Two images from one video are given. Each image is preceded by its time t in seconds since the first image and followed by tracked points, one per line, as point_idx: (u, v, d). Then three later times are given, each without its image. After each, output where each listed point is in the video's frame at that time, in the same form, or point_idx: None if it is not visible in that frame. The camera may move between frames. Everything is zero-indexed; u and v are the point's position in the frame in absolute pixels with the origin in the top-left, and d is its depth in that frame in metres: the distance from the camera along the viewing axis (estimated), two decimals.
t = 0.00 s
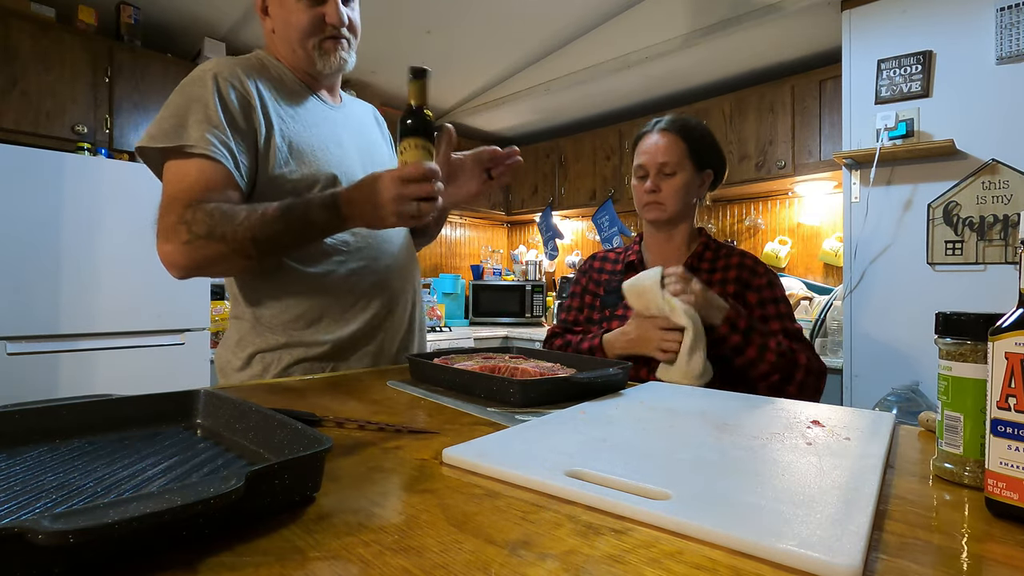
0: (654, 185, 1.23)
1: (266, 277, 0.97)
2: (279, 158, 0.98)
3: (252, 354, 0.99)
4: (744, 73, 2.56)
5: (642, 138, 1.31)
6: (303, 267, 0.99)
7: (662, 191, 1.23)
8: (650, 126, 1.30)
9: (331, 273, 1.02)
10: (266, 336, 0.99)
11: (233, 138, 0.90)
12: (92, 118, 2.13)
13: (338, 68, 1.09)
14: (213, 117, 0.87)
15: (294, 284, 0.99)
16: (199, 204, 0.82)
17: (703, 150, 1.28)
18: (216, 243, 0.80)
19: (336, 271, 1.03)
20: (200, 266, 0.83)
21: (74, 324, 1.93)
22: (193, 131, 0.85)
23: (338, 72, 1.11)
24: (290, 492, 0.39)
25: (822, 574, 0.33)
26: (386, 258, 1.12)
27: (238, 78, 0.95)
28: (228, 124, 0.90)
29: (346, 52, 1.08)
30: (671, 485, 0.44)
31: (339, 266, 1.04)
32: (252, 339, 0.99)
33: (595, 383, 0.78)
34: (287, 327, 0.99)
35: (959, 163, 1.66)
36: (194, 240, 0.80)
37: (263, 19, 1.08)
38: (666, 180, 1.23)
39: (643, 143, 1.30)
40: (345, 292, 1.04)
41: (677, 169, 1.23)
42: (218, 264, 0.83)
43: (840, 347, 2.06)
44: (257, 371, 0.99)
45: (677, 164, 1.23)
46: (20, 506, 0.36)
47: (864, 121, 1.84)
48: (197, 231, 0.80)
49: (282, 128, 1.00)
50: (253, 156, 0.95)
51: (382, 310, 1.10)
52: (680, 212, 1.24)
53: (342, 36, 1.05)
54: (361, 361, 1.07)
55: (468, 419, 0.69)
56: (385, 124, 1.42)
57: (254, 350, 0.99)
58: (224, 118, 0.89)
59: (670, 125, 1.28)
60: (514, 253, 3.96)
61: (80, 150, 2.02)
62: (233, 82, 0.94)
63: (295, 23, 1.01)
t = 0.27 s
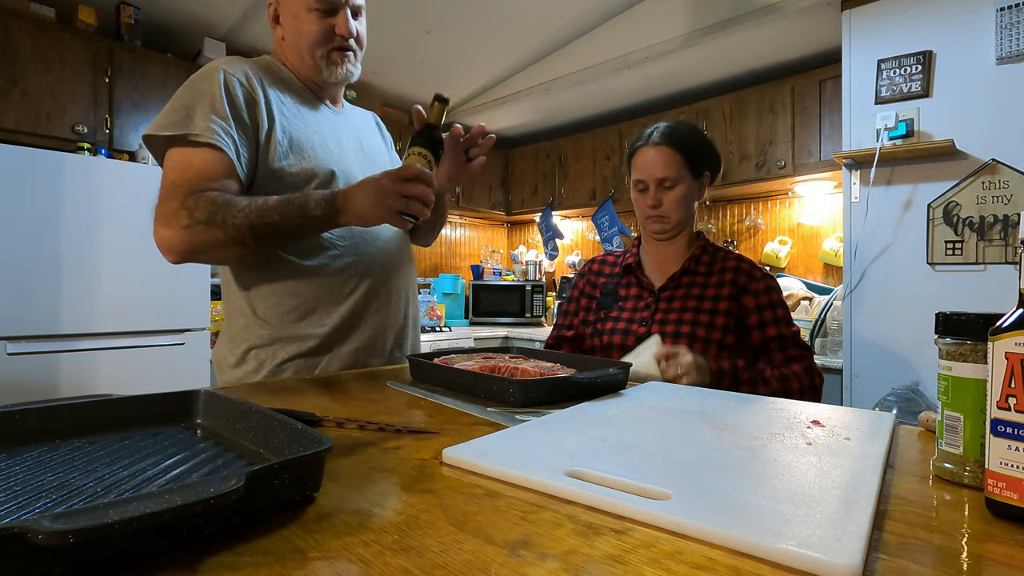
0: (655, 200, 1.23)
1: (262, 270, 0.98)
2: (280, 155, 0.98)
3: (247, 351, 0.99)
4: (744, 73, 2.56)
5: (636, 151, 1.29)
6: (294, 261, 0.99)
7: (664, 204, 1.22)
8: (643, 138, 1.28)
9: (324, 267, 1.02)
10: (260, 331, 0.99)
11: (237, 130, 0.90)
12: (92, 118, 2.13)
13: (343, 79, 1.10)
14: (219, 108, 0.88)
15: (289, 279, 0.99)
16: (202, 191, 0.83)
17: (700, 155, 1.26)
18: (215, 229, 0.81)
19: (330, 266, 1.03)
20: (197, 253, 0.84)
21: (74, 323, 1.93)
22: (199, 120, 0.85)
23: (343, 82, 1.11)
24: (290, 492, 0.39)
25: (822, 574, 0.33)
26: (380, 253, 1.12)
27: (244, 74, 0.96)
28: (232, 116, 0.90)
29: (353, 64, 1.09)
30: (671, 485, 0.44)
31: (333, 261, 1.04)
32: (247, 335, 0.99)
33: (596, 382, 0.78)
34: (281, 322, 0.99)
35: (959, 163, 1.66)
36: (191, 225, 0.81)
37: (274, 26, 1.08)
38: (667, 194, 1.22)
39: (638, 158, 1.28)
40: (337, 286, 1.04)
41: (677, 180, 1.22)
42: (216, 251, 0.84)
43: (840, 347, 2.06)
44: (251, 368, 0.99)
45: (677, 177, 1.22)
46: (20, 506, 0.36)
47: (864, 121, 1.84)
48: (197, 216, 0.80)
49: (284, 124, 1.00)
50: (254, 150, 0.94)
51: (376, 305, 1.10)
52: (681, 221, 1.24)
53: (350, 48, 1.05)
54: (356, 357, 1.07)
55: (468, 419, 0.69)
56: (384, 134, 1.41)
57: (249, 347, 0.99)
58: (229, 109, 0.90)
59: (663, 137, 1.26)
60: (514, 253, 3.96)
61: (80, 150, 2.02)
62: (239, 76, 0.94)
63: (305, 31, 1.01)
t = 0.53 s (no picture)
0: (653, 190, 1.23)
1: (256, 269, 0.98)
2: (269, 157, 0.98)
3: (240, 350, 0.99)
4: (744, 73, 2.56)
5: (638, 146, 1.32)
6: (285, 259, 1.00)
7: (661, 194, 1.23)
8: (644, 134, 1.31)
9: (316, 265, 1.03)
10: (254, 329, 0.99)
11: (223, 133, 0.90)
12: (92, 118, 2.13)
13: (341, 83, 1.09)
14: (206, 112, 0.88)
15: (281, 277, 0.99)
16: (185, 191, 0.83)
17: (700, 152, 1.28)
18: (199, 227, 0.81)
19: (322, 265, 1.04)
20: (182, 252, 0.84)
21: (74, 324, 1.93)
22: (187, 124, 0.85)
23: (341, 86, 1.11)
24: (290, 492, 0.39)
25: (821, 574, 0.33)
26: (374, 253, 1.12)
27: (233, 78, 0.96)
28: (219, 119, 0.90)
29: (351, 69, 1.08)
30: (671, 485, 0.44)
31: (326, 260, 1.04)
32: (241, 333, 1.00)
33: (596, 382, 0.78)
34: (274, 320, 0.99)
35: (959, 163, 1.66)
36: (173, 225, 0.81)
37: (275, 28, 1.08)
38: (665, 183, 1.24)
39: (639, 151, 1.30)
40: (329, 285, 1.04)
41: (676, 171, 1.24)
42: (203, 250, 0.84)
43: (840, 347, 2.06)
44: (246, 367, 0.99)
45: (674, 166, 1.24)
46: (19, 506, 0.36)
47: (864, 121, 1.84)
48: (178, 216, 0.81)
49: (274, 126, 1.00)
50: (242, 152, 0.95)
51: (370, 306, 1.09)
52: (680, 216, 1.24)
53: (349, 53, 1.05)
54: (350, 357, 1.06)
55: (468, 419, 0.69)
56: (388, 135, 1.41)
57: (242, 346, 0.99)
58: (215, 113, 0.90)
59: (664, 130, 1.28)
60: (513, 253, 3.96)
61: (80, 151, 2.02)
62: (226, 80, 0.94)
63: (306, 33, 1.01)
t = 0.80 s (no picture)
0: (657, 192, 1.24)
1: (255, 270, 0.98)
2: (263, 156, 0.98)
3: (241, 350, 0.99)
4: (744, 73, 2.56)
5: (642, 146, 1.32)
6: (285, 260, 1.00)
7: (665, 195, 1.23)
8: (650, 134, 1.31)
9: (316, 266, 1.03)
10: (254, 330, 0.99)
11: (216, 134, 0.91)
12: (92, 118, 2.13)
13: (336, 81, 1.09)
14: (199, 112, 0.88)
15: (280, 278, 0.99)
16: (170, 192, 0.82)
17: (705, 153, 1.27)
18: (179, 231, 0.80)
19: (321, 266, 1.03)
20: (166, 253, 0.84)
21: (74, 324, 1.93)
22: (179, 124, 0.85)
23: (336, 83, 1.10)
24: (290, 492, 0.39)
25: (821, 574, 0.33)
26: (373, 254, 1.12)
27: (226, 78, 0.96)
28: (212, 120, 0.90)
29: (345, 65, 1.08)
30: (671, 485, 0.44)
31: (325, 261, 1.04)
32: (241, 334, 1.00)
33: (596, 382, 0.78)
34: (274, 321, 0.99)
35: (959, 163, 1.66)
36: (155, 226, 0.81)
37: (269, 28, 1.08)
38: (668, 185, 1.24)
39: (643, 151, 1.30)
40: (328, 286, 1.04)
41: (680, 173, 1.23)
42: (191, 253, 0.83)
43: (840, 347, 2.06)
44: (246, 368, 0.99)
45: (677, 168, 1.24)
46: (20, 506, 0.36)
47: (864, 122, 1.84)
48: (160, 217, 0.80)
49: (268, 126, 1.00)
50: (235, 152, 0.95)
51: (370, 307, 1.09)
52: (684, 218, 1.24)
53: (342, 50, 1.05)
54: (350, 358, 1.06)
55: (467, 419, 0.69)
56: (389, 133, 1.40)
57: (243, 346, 0.99)
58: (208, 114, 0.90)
59: (668, 131, 1.28)
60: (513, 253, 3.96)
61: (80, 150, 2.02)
62: (219, 81, 0.94)
63: (297, 32, 1.01)
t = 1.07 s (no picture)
0: (663, 194, 1.23)
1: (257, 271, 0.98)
2: (266, 155, 0.98)
3: (242, 351, 0.99)
4: (744, 73, 2.56)
5: (643, 148, 1.30)
6: (289, 260, 1.00)
7: (671, 199, 1.23)
8: (651, 135, 1.29)
9: (320, 266, 1.03)
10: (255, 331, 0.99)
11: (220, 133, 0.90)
12: (92, 118, 2.13)
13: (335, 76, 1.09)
14: (203, 111, 0.87)
15: (284, 279, 0.99)
16: (177, 195, 0.82)
17: (707, 152, 1.26)
18: (188, 235, 0.80)
19: (325, 266, 1.03)
20: (172, 256, 0.83)
21: (74, 324, 1.93)
22: (184, 124, 0.85)
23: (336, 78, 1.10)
24: (290, 492, 0.39)
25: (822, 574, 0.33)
26: (376, 255, 1.12)
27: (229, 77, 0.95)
28: (216, 119, 0.90)
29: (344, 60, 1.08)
30: (671, 486, 0.44)
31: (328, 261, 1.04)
32: (243, 335, 1.00)
33: (597, 382, 0.78)
34: (276, 322, 0.99)
35: (959, 163, 1.66)
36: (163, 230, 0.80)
37: (267, 25, 1.08)
38: (675, 188, 1.22)
39: (643, 154, 1.28)
40: (332, 287, 1.04)
41: (685, 175, 1.22)
42: (194, 256, 0.83)
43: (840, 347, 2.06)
44: (248, 369, 0.99)
45: (683, 171, 1.22)
46: (20, 506, 0.36)
47: (864, 122, 1.84)
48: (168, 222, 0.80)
49: (271, 125, 1.00)
50: (238, 151, 0.95)
51: (372, 307, 1.09)
52: (690, 220, 1.24)
53: (341, 45, 1.05)
54: (352, 358, 1.06)
55: (468, 419, 0.69)
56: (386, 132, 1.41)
57: (245, 348, 0.99)
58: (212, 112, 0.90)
59: (669, 132, 1.26)
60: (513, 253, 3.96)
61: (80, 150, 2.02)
62: (222, 79, 0.94)
63: (296, 29, 1.01)
